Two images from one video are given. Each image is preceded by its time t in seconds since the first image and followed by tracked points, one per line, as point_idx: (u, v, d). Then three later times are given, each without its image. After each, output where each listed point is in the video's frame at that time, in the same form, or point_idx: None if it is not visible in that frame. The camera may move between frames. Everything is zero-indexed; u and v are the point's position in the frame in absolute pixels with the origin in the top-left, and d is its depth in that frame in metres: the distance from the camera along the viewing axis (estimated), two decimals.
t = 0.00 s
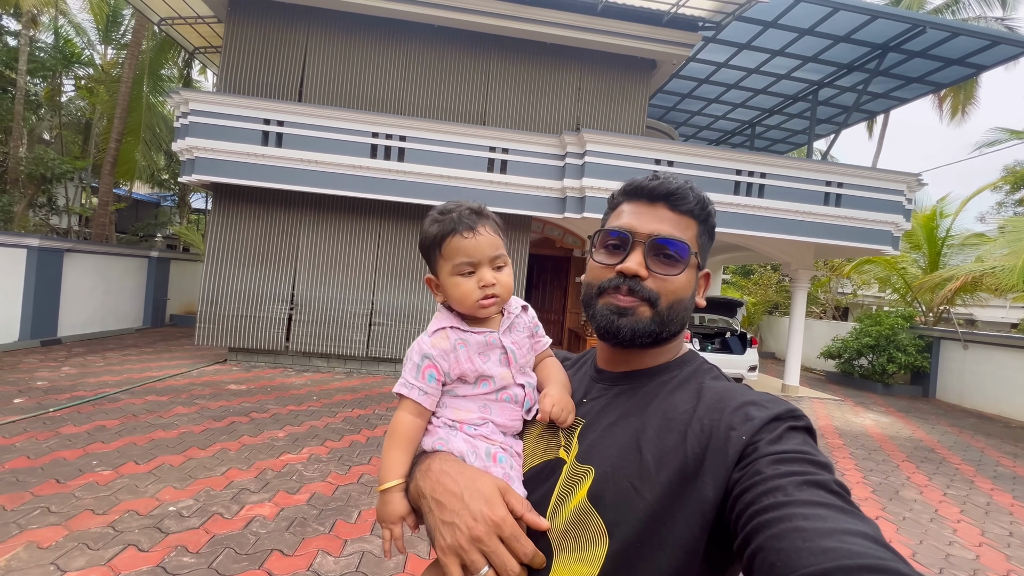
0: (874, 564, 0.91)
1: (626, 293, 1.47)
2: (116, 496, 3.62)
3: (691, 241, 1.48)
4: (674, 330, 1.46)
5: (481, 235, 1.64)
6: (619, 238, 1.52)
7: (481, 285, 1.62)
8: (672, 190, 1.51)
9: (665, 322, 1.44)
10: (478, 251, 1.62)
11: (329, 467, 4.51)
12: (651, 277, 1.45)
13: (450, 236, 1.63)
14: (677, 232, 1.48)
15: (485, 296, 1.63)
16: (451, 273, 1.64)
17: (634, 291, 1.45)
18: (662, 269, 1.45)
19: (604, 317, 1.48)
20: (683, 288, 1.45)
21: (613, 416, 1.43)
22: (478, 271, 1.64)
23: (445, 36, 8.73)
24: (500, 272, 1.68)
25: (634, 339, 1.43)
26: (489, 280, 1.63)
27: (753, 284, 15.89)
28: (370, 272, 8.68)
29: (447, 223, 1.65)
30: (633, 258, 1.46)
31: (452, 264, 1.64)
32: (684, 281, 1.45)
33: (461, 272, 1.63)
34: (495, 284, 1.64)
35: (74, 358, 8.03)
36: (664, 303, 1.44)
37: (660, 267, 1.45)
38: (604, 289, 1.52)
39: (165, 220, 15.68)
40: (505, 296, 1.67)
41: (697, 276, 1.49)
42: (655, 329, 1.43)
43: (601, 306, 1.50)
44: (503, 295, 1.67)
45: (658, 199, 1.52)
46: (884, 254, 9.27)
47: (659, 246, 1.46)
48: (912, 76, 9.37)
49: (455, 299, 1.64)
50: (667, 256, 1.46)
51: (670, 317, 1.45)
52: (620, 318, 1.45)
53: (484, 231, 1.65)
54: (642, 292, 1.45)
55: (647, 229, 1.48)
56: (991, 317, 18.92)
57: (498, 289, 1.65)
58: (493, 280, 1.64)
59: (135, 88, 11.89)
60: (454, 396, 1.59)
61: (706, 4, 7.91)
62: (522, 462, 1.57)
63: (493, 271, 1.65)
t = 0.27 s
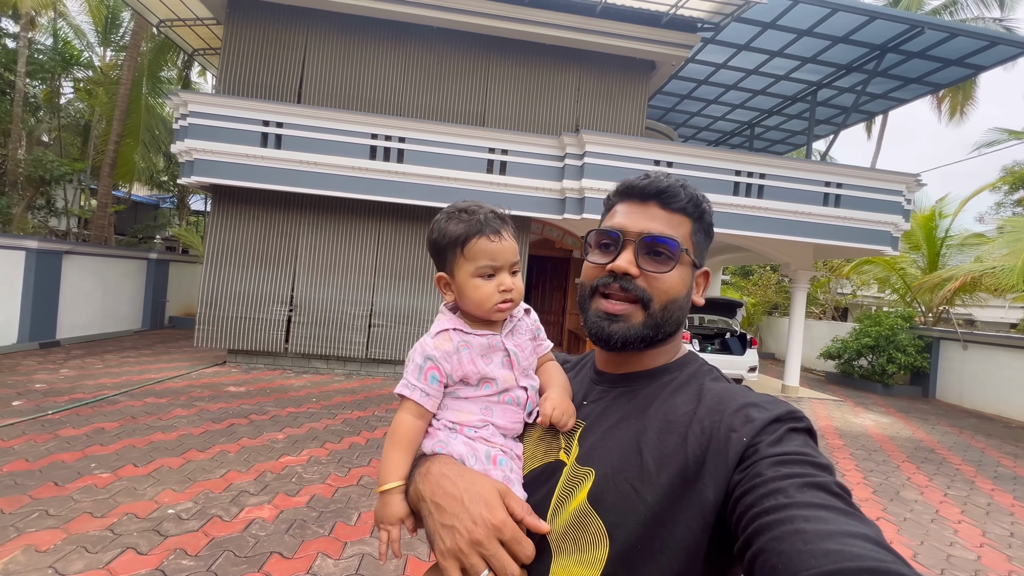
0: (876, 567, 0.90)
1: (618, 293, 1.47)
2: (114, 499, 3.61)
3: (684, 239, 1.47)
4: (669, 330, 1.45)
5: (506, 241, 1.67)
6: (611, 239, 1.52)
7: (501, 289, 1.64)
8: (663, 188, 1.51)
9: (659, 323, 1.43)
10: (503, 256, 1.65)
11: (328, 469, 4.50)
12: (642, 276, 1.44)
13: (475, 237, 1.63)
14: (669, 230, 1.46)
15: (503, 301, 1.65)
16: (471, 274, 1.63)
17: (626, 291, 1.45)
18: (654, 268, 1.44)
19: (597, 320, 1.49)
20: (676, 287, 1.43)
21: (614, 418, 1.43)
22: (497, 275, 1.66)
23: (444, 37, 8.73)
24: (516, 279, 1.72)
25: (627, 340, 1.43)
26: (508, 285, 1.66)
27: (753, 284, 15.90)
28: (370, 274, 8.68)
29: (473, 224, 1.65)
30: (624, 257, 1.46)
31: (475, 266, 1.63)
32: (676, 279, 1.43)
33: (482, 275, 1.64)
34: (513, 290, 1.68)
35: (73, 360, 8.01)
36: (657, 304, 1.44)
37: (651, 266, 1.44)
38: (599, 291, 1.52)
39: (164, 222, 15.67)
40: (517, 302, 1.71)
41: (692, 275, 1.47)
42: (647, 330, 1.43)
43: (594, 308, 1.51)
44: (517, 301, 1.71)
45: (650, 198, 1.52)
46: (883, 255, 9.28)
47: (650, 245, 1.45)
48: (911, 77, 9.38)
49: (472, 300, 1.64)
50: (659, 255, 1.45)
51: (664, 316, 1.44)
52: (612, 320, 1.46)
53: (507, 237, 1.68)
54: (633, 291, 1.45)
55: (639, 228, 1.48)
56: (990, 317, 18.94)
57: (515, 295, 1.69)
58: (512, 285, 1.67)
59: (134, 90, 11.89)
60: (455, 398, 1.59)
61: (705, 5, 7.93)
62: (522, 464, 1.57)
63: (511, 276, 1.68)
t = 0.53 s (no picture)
0: (876, 570, 0.90)
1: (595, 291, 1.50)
2: (109, 502, 3.58)
3: (660, 233, 1.46)
4: (650, 325, 1.43)
5: (508, 241, 1.69)
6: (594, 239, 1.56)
7: (505, 287, 1.66)
8: (637, 186, 1.52)
9: (637, 318, 1.43)
10: (506, 255, 1.68)
11: (326, 472, 4.48)
12: (615, 271, 1.45)
13: (479, 237, 1.65)
14: (643, 226, 1.46)
15: (506, 299, 1.67)
16: (477, 272, 1.63)
17: (599, 287, 1.48)
18: (626, 262, 1.45)
19: (580, 319, 1.54)
20: (651, 280, 1.42)
21: (613, 419, 1.42)
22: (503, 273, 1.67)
23: (442, 39, 8.73)
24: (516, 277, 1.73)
25: (602, 337, 1.46)
26: (511, 284, 1.68)
27: (750, 285, 15.94)
28: (367, 275, 8.66)
29: (476, 225, 1.66)
30: (597, 254, 1.49)
31: (480, 264, 1.63)
32: (651, 273, 1.43)
33: (489, 273, 1.65)
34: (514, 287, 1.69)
35: (68, 363, 7.96)
36: (632, 298, 1.44)
37: (624, 261, 1.45)
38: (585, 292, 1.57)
39: (161, 223, 15.61)
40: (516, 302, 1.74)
41: (673, 268, 1.45)
42: (624, 326, 1.43)
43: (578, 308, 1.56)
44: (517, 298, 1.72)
45: (627, 198, 1.54)
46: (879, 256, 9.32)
47: (622, 240, 1.47)
48: (906, 79, 9.44)
49: (476, 299, 1.64)
50: (633, 249, 1.46)
51: (641, 311, 1.44)
52: (590, 318, 1.50)
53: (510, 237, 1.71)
54: (607, 287, 1.47)
55: (613, 226, 1.50)
56: (985, 318, 19.04)
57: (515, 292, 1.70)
58: (514, 284, 1.70)
59: (130, 91, 11.85)
60: (452, 397, 1.57)
61: (702, 8, 7.96)
62: (521, 465, 1.56)
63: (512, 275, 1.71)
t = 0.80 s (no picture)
0: (879, 567, 0.89)
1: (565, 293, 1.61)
2: (105, 506, 3.55)
3: (609, 228, 1.52)
4: (610, 316, 1.47)
5: (493, 240, 1.67)
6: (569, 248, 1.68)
7: (490, 286, 1.64)
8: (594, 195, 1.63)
9: (596, 313, 1.49)
10: (491, 254, 1.66)
11: (323, 475, 4.46)
12: (573, 272, 1.56)
13: (463, 238, 1.65)
14: (595, 227, 1.55)
15: (493, 298, 1.66)
16: (460, 273, 1.64)
17: (564, 288, 1.59)
18: (580, 261, 1.54)
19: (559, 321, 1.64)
20: (600, 273, 1.49)
21: (614, 417, 1.42)
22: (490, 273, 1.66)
23: (439, 41, 8.75)
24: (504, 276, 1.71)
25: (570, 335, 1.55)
26: (497, 282, 1.67)
27: (746, 287, 15.99)
28: (364, 277, 8.64)
29: (458, 225, 1.67)
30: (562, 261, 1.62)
31: (464, 265, 1.64)
32: (602, 267, 1.49)
33: (474, 273, 1.64)
34: (500, 287, 1.67)
35: (63, 366, 7.90)
36: (587, 292, 1.52)
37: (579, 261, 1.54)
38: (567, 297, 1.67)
39: (156, 226, 15.54)
40: (506, 300, 1.71)
41: (627, 258, 1.46)
42: (585, 322, 1.51)
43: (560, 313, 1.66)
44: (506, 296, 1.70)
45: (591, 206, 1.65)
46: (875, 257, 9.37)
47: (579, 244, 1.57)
48: (901, 81, 9.50)
49: (463, 300, 1.64)
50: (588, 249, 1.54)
51: (597, 303, 1.49)
52: (564, 319, 1.60)
53: (495, 237, 1.70)
54: (569, 287, 1.57)
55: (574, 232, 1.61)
56: (979, 319, 19.16)
57: (502, 291, 1.68)
58: (501, 282, 1.68)
59: (126, 93, 11.80)
60: (450, 396, 1.58)
61: (698, 10, 7.99)
62: (522, 462, 1.56)
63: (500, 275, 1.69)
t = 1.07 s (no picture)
0: (885, 568, 0.89)
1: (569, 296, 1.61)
2: (102, 511, 3.53)
3: (612, 231, 1.52)
4: (616, 317, 1.46)
5: (470, 247, 1.64)
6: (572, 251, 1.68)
7: (469, 296, 1.65)
8: (597, 197, 1.64)
9: (601, 314, 1.48)
10: (467, 263, 1.64)
11: (322, 478, 4.44)
12: (578, 275, 1.55)
13: (441, 248, 1.65)
14: (599, 229, 1.55)
15: (474, 306, 1.66)
16: (442, 284, 1.68)
17: (569, 291, 1.59)
18: (584, 264, 1.54)
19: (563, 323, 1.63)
20: (605, 275, 1.49)
21: (620, 418, 1.41)
22: (467, 282, 1.66)
23: (437, 43, 8.76)
24: (489, 282, 1.69)
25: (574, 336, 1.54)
26: (478, 290, 1.65)
27: (744, 288, 16.02)
28: (363, 280, 8.63)
29: (436, 235, 1.68)
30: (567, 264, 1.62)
31: (443, 275, 1.66)
32: (607, 269, 1.49)
33: (453, 282, 1.66)
34: (482, 294, 1.66)
35: (59, 369, 7.86)
36: (593, 294, 1.51)
37: (583, 263, 1.54)
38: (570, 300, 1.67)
39: (153, 229, 15.50)
40: (494, 306, 1.69)
41: (630, 259, 1.47)
42: (590, 323, 1.51)
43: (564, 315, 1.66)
44: (491, 303, 1.68)
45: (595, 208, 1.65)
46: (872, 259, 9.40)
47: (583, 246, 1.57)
48: (896, 83, 9.56)
49: (446, 307, 1.68)
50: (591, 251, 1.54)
51: (602, 306, 1.49)
52: (569, 321, 1.59)
53: (472, 243, 1.66)
54: (574, 290, 1.56)
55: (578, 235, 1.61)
56: (976, 319, 19.24)
57: (485, 299, 1.67)
58: (482, 290, 1.66)
59: (123, 96, 11.77)
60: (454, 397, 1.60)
61: (695, 13, 8.02)
62: (528, 463, 1.55)
63: (481, 281, 1.67)
